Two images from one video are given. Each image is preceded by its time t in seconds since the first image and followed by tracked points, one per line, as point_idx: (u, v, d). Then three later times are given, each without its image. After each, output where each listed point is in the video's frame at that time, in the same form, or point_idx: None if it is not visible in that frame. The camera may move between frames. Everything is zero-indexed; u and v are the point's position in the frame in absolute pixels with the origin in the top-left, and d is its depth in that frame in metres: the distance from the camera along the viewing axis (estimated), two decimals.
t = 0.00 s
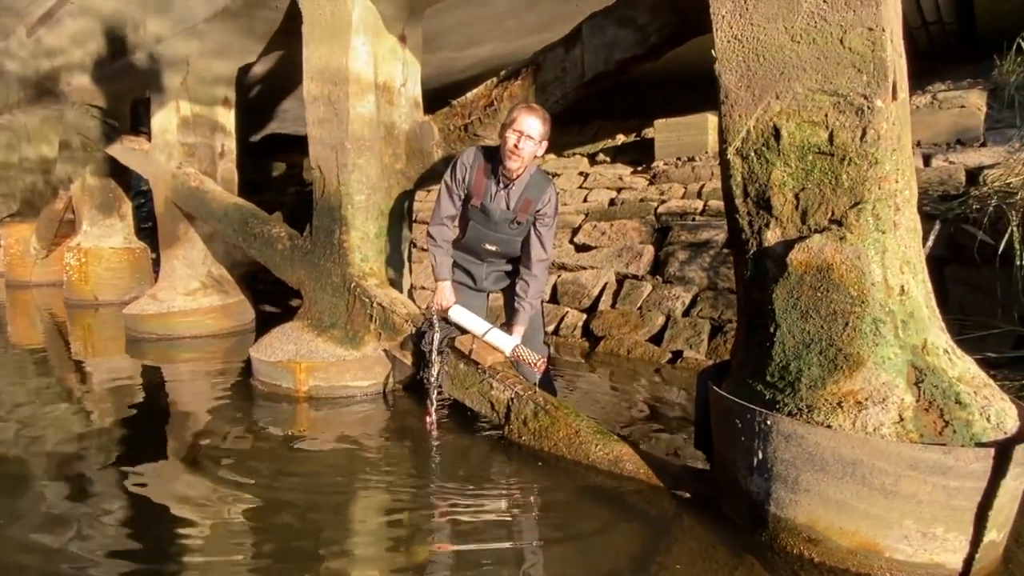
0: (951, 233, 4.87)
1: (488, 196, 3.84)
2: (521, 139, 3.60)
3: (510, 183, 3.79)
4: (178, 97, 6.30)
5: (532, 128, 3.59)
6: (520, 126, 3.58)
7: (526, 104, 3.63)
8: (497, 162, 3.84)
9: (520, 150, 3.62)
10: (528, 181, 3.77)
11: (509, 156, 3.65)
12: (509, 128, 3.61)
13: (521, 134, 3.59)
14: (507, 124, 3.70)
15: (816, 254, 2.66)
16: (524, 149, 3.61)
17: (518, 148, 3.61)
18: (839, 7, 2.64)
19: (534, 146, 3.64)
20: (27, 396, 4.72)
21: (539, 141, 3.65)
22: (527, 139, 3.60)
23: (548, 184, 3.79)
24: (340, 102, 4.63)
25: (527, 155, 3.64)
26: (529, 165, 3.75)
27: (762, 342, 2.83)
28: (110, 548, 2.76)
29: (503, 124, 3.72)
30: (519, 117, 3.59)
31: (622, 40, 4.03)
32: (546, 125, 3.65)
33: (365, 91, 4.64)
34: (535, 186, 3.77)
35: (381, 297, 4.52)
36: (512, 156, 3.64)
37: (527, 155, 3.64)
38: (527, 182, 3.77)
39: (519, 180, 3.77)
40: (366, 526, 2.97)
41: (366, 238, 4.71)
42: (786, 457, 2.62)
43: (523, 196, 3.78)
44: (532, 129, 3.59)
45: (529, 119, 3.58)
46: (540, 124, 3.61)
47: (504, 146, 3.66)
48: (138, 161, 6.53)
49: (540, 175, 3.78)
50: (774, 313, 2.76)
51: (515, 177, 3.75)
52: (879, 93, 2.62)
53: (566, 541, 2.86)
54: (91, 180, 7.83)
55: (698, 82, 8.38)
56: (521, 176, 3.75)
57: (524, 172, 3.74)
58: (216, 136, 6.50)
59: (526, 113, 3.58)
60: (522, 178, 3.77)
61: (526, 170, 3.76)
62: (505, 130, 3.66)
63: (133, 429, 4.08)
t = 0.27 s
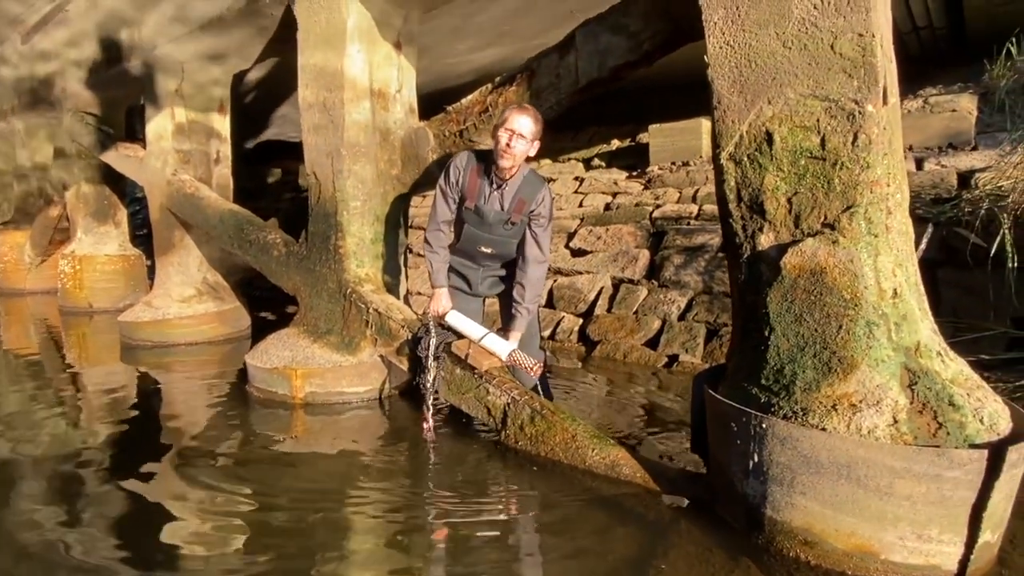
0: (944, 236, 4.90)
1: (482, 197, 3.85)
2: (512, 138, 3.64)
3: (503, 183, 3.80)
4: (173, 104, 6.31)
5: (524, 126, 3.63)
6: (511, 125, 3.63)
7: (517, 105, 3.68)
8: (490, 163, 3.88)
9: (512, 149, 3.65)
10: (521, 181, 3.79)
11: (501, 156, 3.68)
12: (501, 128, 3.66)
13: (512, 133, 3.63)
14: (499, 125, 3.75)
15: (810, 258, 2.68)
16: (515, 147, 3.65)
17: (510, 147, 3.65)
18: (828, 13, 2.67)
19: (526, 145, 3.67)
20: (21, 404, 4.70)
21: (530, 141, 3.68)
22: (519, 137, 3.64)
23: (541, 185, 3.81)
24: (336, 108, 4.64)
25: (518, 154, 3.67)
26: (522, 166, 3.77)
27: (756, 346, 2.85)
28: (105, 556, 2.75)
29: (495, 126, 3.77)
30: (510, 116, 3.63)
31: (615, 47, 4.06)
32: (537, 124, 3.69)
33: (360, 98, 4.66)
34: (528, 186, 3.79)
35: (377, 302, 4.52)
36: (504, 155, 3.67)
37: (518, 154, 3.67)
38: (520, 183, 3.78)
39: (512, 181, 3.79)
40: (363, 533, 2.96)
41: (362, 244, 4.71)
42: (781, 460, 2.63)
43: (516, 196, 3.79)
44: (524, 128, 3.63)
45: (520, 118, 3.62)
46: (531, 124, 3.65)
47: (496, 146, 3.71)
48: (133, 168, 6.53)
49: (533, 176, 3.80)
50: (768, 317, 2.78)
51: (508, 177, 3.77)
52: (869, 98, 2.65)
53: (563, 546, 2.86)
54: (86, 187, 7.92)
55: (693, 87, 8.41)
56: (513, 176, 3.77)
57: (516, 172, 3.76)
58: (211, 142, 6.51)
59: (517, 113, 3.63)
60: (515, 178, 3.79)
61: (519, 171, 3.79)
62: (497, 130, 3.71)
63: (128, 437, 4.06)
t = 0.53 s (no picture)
0: (940, 238, 4.91)
1: (478, 198, 3.85)
2: (506, 138, 3.64)
3: (499, 183, 3.81)
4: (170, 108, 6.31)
5: (518, 126, 3.64)
6: (506, 126, 3.63)
7: (511, 105, 3.69)
8: (485, 164, 3.89)
9: (507, 149, 3.66)
10: (517, 181, 3.80)
11: (496, 156, 3.69)
12: (496, 129, 3.67)
13: (507, 133, 3.64)
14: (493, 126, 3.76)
15: (807, 260, 2.68)
16: (510, 147, 3.65)
17: (505, 147, 3.65)
18: (824, 17, 2.68)
19: (521, 144, 3.68)
20: (17, 410, 4.68)
21: (525, 140, 3.69)
22: (514, 137, 3.64)
23: (537, 184, 3.81)
24: (333, 112, 4.64)
25: (513, 153, 3.67)
26: (517, 166, 3.77)
27: (755, 348, 2.85)
28: (102, 562, 2.74)
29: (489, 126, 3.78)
30: (504, 117, 3.64)
31: (612, 50, 4.07)
32: (532, 124, 3.69)
33: (357, 101, 4.66)
34: (524, 187, 3.79)
35: (375, 306, 4.51)
36: (499, 155, 3.67)
37: (514, 154, 3.68)
38: (516, 183, 3.79)
39: (508, 181, 3.79)
40: (361, 538, 2.95)
41: (359, 248, 4.71)
42: (780, 462, 2.63)
43: (512, 197, 3.79)
44: (518, 127, 3.63)
45: (514, 119, 3.63)
46: (526, 123, 3.66)
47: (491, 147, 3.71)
48: (129, 172, 6.52)
49: (529, 175, 3.81)
50: (766, 319, 2.78)
51: (504, 178, 3.77)
52: (866, 101, 2.65)
53: (563, 550, 2.85)
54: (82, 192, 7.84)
55: (689, 91, 8.44)
56: (509, 176, 3.77)
57: (512, 172, 3.77)
58: (208, 147, 6.50)
59: (511, 113, 3.64)
60: (511, 179, 3.79)
61: (514, 171, 3.79)
62: (491, 131, 3.72)
63: (124, 442, 4.05)
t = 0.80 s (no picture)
0: (938, 239, 4.92)
1: (476, 199, 3.85)
2: (505, 138, 3.64)
3: (497, 183, 3.80)
4: (168, 111, 6.31)
5: (516, 127, 3.64)
6: (504, 126, 3.63)
7: (509, 106, 3.69)
8: (483, 164, 3.89)
9: (505, 149, 3.66)
10: (515, 182, 3.80)
11: (495, 157, 3.68)
12: (494, 129, 3.67)
13: (505, 133, 3.64)
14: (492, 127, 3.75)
15: (806, 262, 2.68)
16: (510, 148, 3.65)
17: (504, 148, 3.65)
18: (822, 18, 2.69)
19: (519, 145, 3.68)
20: (15, 413, 4.67)
21: (523, 141, 3.69)
22: (512, 138, 3.64)
23: (535, 184, 3.82)
24: (331, 115, 4.64)
25: (512, 154, 3.67)
26: (515, 166, 3.78)
27: (754, 350, 2.84)
28: (100, 565, 2.73)
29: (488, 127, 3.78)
30: (503, 118, 3.64)
31: (610, 52, 4.07)
32: (530, 124, 3.70)
33: (355, 104, 4.66)
34: (522, 187, 3.80)
35: (373, 309, 4.51)
36: (498, 155, 3.67)
37: (513, 154, 3.68)
38: (514, 183, 3.79)
39: (506, 182, 3.79)
40: (360, 540, 2.94)
41: (357, 250, 4.71)
42: (780, 464, 2.63)
43: (511, 197, 3.79)
44: (516, 127, 3.64)
45: (513, 119, 3.63)
46: (524, 124, 3.66)
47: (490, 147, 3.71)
48: (128, 175, 6.51)
49: (527, 176, 3.81)
50: (765, 320, 2.78)
51: (503, 178, 3.77)
52: (864, 103, 2.66)
53: (562, 553, 2.84)
54: (81, 195, 7.82)
55: (687, 93, 8.46)
56: (507, 176, 3.77)
57: (510, 172, 3.77)
58: (207, 149, 6.50)
59: (510, 114, 3.64)
60: (510, 179, 3.80)
61: (513, 172, 3.79)
62: (490, 131, 3.72)
63: (123, 445, 4.04)
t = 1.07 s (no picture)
0: (938, 240, 4.91)
1: (475, 199, 3.85)
2: (504, 139, 3.64)
3: (496, 184, 3.80)
4: (168, 112, 6.31)
5: (514, 127, 3.64)
6: (502, 127, 3.63)
7: (506, 106, 3.69)
8: (482, 165, 3.89)
9: (504, 150, 3.66)
10: (514, 182, 3.80)
11: (494, 157, 3.68)
12: (493, 130, 3.67)
13: (503, 134, 3.64)
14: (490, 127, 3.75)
15: (805, 262, 2.68)
16: (508, 148, 3.65)
17: (502, 148, 3.65)
18: (822, 18, 2.69)
19: (518, 145, 3.68)
20: (13, 414, 4.66)
21: (521, 141, 3.69)
22: (510, 138, 3.64)
23: (534, 185, 3.82)
24: (330, 116, 4.64)
25: (510, 154, 3.67)
26: (514, 167, 3.78)
27: (753, 351, 2.84)
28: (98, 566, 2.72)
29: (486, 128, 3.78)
30: (501, 118, 3.64)
31: (609, 53, 4.07)
32: (528, 124, 3.69)
33: (355, 105, 4.66)
34: (521, 187, 3.80)
35: (372, 310, 4.50)
36: (496, 155, 3.67)
37: (511, 154, 3.68)
38: (513, 184, 3.79)
39: (505, 182, 3.79)
40: (359, 541, 2.93)
41: (357, 251, 4.70)
42: (780, 465, 2.62)
43: (510, 197, 3.79)
44: (514, 128, 3.64)
45: (511, 119, 3.63)
46: (522, 124, 3.66)
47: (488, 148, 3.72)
48: (127, 176, 6.51)
49: (526, 176, 3.81)
50: (764, 321, 2.78)
51: (501, 179, 3.77)
52: (863, 103, 2.65)
53: (562, 554, 2.83)
54: (79, 196, 7.85)
55: (686, 95, 8.47)
56: (506, 176, 3.77)
57: (509, 173, 3.77)
58: (206, 150, 6.50)
59: (507, 114, 3.64)
60: (508, 179, 3.80)
61: (511, 172, 3.79)
62: (488, 132, 3.72)
63: (121, 447, 4.03)
